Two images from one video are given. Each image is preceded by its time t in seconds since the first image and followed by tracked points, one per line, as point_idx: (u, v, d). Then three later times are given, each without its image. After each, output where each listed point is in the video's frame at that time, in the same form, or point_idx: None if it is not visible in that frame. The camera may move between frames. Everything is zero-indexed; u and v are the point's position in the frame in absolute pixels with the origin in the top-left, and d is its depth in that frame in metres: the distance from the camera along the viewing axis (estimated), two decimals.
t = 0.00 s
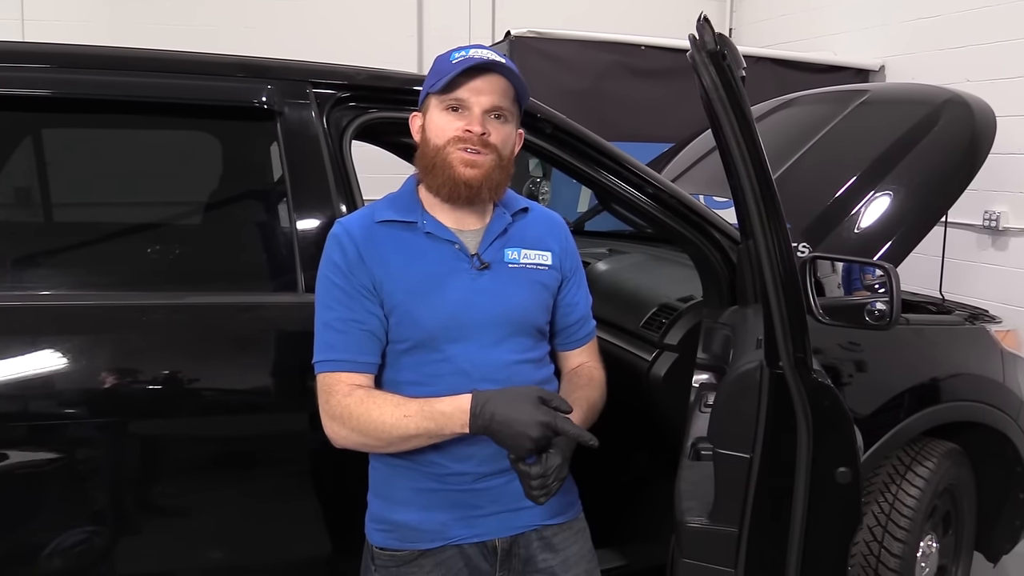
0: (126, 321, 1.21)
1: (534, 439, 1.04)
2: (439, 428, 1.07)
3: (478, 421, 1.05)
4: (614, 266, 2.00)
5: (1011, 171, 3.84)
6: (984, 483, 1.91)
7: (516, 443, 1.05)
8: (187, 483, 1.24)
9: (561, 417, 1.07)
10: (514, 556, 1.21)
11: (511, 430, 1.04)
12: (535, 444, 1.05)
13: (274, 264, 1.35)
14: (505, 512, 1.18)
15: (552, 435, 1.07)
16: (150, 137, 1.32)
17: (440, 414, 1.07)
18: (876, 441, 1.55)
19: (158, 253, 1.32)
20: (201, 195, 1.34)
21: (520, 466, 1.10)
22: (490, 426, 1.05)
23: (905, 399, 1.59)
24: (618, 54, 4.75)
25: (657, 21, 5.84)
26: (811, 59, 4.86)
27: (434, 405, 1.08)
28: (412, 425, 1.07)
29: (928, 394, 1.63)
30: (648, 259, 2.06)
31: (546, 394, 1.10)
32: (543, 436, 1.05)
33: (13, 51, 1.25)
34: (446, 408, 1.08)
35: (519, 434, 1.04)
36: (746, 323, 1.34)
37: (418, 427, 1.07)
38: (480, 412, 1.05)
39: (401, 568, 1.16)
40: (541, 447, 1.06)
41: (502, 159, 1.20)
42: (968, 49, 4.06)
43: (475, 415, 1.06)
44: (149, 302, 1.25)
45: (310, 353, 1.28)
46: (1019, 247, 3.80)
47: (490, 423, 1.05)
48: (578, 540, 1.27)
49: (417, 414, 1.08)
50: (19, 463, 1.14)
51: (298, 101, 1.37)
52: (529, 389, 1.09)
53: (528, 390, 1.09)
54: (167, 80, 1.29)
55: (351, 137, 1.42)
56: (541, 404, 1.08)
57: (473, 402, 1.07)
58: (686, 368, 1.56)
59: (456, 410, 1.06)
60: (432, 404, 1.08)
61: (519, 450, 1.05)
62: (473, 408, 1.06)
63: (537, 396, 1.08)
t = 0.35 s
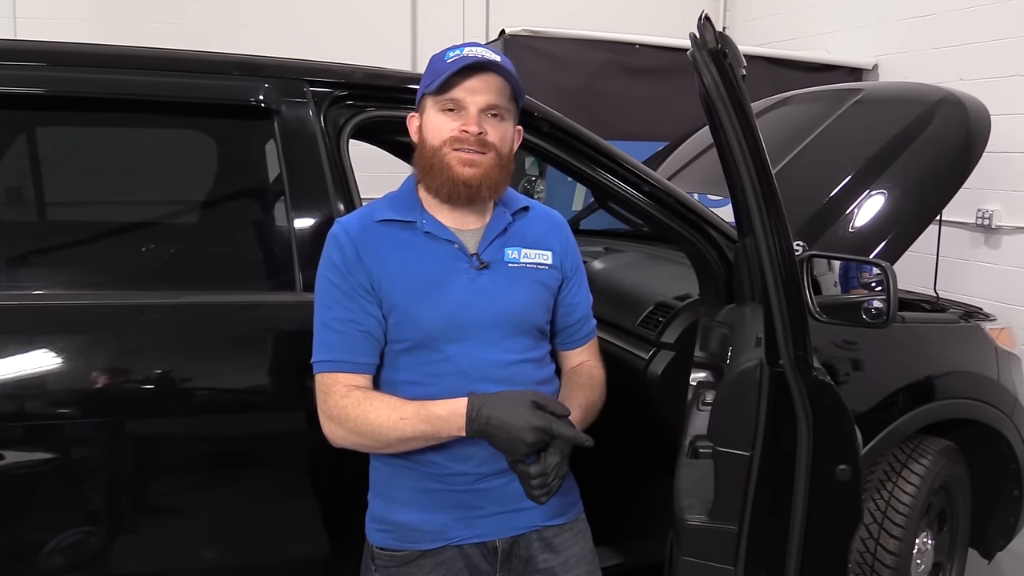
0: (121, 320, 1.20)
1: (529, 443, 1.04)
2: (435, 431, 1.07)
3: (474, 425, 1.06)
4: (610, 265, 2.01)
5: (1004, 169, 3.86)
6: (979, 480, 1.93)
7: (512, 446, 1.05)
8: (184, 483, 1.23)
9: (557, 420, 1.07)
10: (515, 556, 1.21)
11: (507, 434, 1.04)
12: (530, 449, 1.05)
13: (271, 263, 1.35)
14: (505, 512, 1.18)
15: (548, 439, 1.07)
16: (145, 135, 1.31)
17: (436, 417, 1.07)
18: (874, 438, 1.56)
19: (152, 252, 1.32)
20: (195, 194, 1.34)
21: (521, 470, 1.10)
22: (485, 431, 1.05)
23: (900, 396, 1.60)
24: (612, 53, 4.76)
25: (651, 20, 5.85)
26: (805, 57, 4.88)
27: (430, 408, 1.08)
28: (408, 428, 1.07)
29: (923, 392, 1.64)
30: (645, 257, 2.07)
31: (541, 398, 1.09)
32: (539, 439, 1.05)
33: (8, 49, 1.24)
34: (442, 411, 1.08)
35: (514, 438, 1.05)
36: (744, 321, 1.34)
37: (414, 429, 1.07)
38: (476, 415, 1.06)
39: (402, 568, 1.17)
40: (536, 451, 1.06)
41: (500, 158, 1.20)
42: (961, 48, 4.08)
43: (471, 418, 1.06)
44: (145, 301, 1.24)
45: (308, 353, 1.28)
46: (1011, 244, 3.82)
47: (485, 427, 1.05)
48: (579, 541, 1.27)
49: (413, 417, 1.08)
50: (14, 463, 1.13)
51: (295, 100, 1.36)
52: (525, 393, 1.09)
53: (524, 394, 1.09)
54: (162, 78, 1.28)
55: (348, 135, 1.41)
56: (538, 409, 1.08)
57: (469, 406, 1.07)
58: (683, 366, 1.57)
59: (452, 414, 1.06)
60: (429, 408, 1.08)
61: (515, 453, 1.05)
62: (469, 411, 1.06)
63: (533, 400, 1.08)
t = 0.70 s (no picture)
0: (119, 319, 1.20)
1: (517, 449, 1.07)
2: (425, 439, 1.08)
3: (462, 434, 1.07)
4: (607, 265, 2.02)
5: (998, 170, 3.89)
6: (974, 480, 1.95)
7: (500, 453, 1.07)
8: (182, 483, 1.23)
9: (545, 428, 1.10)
10: (515, 556, 1.22)
11: (496, 442, 1.07)
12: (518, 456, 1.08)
13: (269, 263, 1.35)
14: (508, 512, 1.19)
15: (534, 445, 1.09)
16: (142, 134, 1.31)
17: (426, 424, 1.08)
18: (870, 437, 1.58)
19: (148, 252, 1.31)
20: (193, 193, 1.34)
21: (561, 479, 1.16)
22: (473, 440, 1.08)
23: (896, 397, 1.61)
24: (607, 53, 4.76)
25: (647, 20, 5.86)
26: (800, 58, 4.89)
27: (420, 415, 1.09)
28: (398, 435, 1.08)
29: (918, 392, 1.65)
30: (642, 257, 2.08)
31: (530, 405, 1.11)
32: (526, 445, 1.08)
33: (5, 48, 1.23)
34: (432, 419, 1.09)
35: (502, 445, 1.07)
36: (743, 321, 1.35)
37: (405, 436, 1.08)
38: (465, 424, 1.07)
39: (402, 569, 1.17)
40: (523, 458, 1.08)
41: (495, 155, 1.20)
42: (955, 49, 4.10)
43: (459, 428, 1.08)
44: (143, 300, 1.24)
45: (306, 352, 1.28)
46: (1005, 245, 3.85)
47: (473, 436, 1.07)
48: (579, 540, 1.27)
49: (403, 424, 1.09)
50: (11, 463, 1.13)
51: (294, 99, 1.36)
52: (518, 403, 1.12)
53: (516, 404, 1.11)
54: (160, 77, 1.28)
55: (347, 135, 1.41)
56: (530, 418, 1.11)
57: (457, 415, 1.09)
58: (680, 366, 1.57)
59: (441, 422, 1.07)
60: (419, 415, 1.09)
61: (503, 460, 1.08)
62: (458, 421, 1.08)
63: (525, 411, 1.10)
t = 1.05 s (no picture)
0: (116, 320, 1.20)
1: (508, 432, 1.05)
2: (412, 429, 1.07)
3: (451, 417, 1.06)
4: (603, 265, 2.02)
5: (993, 172, 3.90)
6: (969, 480, 1.95)
7: (489, 439, 1.05)
8: (178, 483, 1.23)
9: (534, 410, 1.09)
10: (511, 556, 1.22)
11: (484, 424, 1.05)
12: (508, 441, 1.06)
13: (265, 264, 1.35)
14: (503, 512, 1.19)
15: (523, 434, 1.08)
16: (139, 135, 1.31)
17: (413, 414, 1.08)
18: (865, 437, 1.58)
19: (145, 252, 1.31)
20: (190, 194, 1.34)
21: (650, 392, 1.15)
22: (464, 422, 1.06)
23: (891, 397, 1.62)
24: (603, 54, 4.77)
25: (643, 21, 5.87)
26: (795, 59, 4.91)
27: (407, 406, 1.08)
28: (385, 427, 1.07)
29: (914, 392, 1.66)
30: (638, 258, 2.08)
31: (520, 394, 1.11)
32: (516, 429, 1.06)
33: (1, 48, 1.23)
34: (419, 408, 1.08)
35: (493, 428, 1.05)
36: (739, 321, 1.34)
37: (392, 427, 1.07)
38: (453, 406, 1.07)
39: (398, 570, 1.17)
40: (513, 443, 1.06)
41: (488, 155, 1.20)
42: (951, 51, 4.11)
43: (448, 411, 1.07)
44: (140, 301, 1.24)
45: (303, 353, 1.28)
46: (1000, 247, 3.86)
47: (463, 419, 1.06)
48: (575, 540, 1.28)
49: (390, 416, 1.08)
50: (7, 464, 1.13)
51: (291, 99, 1.36)
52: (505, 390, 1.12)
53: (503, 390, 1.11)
54: (157, 78, 1.27)
55: (344, 136, 1.41)
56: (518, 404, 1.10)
57: (445, 402, 1.08)
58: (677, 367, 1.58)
59: (428, 410, 1.07)
60: (406, 406, 1.08)
61: (492, 445, 1.05)
62: (445, 407, 1.07)
63: (513, 396, 1.09)
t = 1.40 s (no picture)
0: (109, 322, 1.19)
1: (507, 445, 1.06)
2: (411, 439, 1.08)
3: (451, 431, 1.07)
4: (598, 266, 2.02)
5: (987, 172, 3.91)
6: (964, 479, 1.96)
7: (488, 452, 1.06)
8: (172, 486, 1.23)
9: (532, 424, 1.10)
10: (505, 557, 1.21)
11: (484, 438, 1.06)
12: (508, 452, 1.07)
13: (259, 265, 1.34)
14: (497, 513, 1.18)
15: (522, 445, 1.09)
16: (132, 137, 1.31)
17: (411, 425, 1.08)
18: (860, 437, 1.59)
19: (139, 253, 1.31)
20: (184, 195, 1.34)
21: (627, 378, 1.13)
22: (464, 435, 1.07)
23: (886, 397, 1.62)
24: (598, 55, 4.77)
25: (639, 22, 5.88)
26: (790, 60, 4.92)
27: (405, 416, 1.09)
28: (384, 437, 1.08)
29: (908, 392, 1.66)
30: (633, 258, 2.08)
31: (520, 406, 1.12)
32: (515, 441, 1.07)
33: None
34: (418, 419, 1.08)
35: (492, 441, 1.06)
36: (733, 322, 1.34)
37: (390, 436, 1.08)
38: (453, 420, 1.07)
39: (392, 571, 1.17)
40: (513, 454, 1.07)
41: (479, 157, 1.20)
42: (945, 52, 4.13)
43: (447, 424, 1.07)
44: (133, 303, 1.23)
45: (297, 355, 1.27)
46: (994, 247, 3.87)
47: (463, 432, 1.07)
48: (569, 541, 1.27)
49: (389, 426, 1.08)
50: None
51: (285, 101, 1.36)
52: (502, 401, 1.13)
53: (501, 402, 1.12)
54: (150, 79, 1.27)
55: (338, 137, 1.41)
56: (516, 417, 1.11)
57: (445, 415, 1.08)
58: (672, 367, 1.57)
59: (427, 422, 1.07)
60: (404, 416, 1.09)
61: (492, 458, 1.06)
62: (445, 420, 1.08)
63: (511, 409, 1.10)
